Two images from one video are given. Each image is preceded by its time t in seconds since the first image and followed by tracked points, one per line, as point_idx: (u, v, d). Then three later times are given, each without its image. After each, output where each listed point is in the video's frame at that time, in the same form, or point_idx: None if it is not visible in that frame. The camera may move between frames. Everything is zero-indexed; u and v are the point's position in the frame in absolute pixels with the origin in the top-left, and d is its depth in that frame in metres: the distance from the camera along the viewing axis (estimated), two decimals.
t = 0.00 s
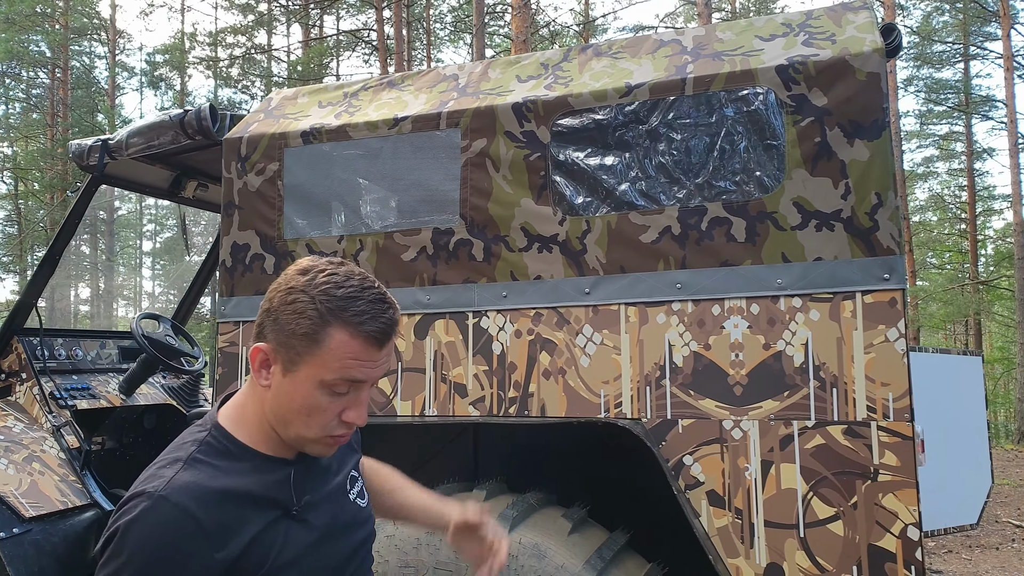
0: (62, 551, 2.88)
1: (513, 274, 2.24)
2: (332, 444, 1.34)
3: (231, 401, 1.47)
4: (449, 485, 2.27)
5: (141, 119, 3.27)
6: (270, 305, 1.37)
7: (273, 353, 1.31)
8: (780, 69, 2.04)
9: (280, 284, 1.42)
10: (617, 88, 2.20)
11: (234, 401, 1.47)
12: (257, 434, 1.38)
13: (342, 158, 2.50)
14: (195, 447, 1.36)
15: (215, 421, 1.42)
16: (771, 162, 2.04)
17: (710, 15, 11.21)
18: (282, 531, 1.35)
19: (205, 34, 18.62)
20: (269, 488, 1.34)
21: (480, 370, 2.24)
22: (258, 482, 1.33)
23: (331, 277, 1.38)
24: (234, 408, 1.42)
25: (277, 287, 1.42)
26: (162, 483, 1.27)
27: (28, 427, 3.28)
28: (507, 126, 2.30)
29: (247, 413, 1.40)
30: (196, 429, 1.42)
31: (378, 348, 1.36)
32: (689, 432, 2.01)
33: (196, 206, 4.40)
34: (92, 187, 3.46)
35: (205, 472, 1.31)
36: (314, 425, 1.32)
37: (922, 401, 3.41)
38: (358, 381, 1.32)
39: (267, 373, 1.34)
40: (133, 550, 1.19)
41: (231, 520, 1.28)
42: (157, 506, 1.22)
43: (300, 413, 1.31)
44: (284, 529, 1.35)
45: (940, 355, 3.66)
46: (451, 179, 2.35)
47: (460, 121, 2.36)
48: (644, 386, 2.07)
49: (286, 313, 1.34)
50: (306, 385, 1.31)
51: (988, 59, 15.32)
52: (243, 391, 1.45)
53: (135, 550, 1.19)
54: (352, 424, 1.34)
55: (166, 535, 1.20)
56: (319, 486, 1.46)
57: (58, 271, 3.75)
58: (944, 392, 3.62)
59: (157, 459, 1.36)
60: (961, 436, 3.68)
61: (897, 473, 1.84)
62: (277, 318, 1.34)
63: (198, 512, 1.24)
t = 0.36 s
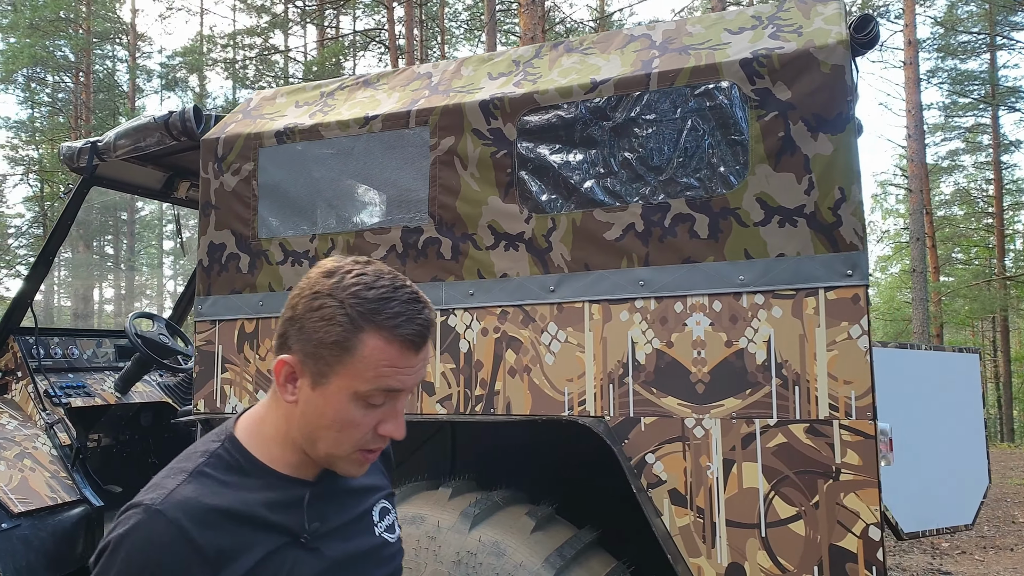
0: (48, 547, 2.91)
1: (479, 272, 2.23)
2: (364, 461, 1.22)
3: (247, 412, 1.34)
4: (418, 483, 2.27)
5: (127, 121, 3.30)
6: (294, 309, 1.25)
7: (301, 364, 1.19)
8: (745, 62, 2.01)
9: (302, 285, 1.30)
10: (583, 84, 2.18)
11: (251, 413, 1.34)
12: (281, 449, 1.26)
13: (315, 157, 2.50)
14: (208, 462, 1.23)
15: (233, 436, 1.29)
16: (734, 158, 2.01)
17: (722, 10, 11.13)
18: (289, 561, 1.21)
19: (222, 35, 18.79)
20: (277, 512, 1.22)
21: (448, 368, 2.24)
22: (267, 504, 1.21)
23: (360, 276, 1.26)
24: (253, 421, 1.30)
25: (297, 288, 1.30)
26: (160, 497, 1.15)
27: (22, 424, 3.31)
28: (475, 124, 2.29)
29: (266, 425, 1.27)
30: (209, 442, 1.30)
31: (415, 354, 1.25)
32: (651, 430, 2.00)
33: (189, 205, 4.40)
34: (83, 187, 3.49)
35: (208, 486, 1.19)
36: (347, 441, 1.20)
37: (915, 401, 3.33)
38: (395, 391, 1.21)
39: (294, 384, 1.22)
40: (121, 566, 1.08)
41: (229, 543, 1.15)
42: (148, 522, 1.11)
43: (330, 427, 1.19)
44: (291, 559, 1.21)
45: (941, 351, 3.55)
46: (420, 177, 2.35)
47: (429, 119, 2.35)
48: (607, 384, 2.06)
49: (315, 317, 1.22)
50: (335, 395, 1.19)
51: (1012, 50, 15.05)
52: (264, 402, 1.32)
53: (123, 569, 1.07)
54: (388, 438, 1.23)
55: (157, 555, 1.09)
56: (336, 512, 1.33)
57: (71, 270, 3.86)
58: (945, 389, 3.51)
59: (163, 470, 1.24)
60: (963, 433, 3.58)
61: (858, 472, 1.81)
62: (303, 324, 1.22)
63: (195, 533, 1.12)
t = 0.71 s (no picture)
0: (48, 543, 2.98)
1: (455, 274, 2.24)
2: (501, 461, 1.07)
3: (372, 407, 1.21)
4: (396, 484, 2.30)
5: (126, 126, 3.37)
6: (434, 295, 1.14)
7: (453, 346, 1.07)
8: (712, 62, 2.00)
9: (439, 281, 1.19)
10: (554, 86, 2.18)
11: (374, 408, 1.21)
12: (406, 440, 1.10)
13: (297, 161, 2.53)
14: (327, 441, 1.10)
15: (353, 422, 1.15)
16: (701, 158, 2.00)
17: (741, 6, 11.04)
18: (386, 559, 1.01)
19: (249, 40, 19.07)
20: (385, 505, 1.04)
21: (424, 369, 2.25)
22: (376, 495, 1.04)
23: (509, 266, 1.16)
24: (373, 412, 1.15)
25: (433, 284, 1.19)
26: (271, 467, 1.04)
27: (28, 423, 3.39)
28: (450, 127, 2.30)
29: (388, 414, 1.12)
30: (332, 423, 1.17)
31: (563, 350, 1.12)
32: (619, 431, 2.00)
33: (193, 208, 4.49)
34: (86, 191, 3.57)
35: (322, 464, 1.05)
36: (490, 436, 1.05)
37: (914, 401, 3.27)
38: (545, 387, 1.08)
39: (433, 366, 1.08)
40: (220, 532, 0.98)
41: (329, 527, 0.99)
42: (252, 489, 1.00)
43: (475, 418, 1.05)
44: (391, 559, 1.01)
45: (947, 352, 3.46)
46: (397, 179, 2.36)
47: (405, 122, 2.37)
48: (577, 385, 2.07)
49: (465, 301, 1.10)
50: (484, 382, 1.05)
51: None
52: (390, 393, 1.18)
53: (220, 531, 0.98)
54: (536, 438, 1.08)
55: (252, 522, 0.97)
56: (456, 520, 1.12)
57: (109, 273, 4.01)
58: (953, 390, 3.43)
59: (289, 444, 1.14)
60: (974, 435, 3.48)
61: (823, 474, 1.79)
62: (453, 304, 1.10)
63: (297, 509, 0.99)
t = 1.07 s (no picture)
0: (32, 535, 3.05)
1: (414, 270, 2.26)
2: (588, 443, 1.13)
3: (427, 412, 1.13)
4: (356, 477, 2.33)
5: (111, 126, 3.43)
6: (525, 301, 1.02)
7: (571, 360, 1.03)
8: (661, 58, 2.01)
9: (498, 269, 1.07)
10: (510, 83, 2.20)
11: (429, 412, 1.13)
12: (500, 449, 1.07)
13: (265, 159, 2.57)
14: (396, 458, 1.04)
15: (421, 434, 1.08)
16: (650, 154, 2.01)
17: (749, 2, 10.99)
18: None
19: (262, 41, 19.24)
20: (468, 521, 1.00)
21: (384, 364, 2.28)
22: (457, 512, 1.00)
23: (588, 249, 1.08)
24: (443, 421, 1.09)
25: (493, 277, 1.06)
26: (341, 493, 0.97)
27: (18, 418, 3.48)
28: (410, 124, 2.33)
29: (467, 426, 1.07)
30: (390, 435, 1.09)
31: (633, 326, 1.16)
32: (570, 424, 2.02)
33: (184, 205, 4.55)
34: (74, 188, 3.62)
35: (395, 485, 1.00)
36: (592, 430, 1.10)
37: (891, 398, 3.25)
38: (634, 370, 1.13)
39: (545, 381, 1.04)
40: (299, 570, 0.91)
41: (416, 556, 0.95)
42: (326, 521, 0.93)
43: (584, 418, 1.07)
44: None
45: (926, 347, 3.41)
46: (359, 176, 2.39)
47: (368, 120, 2.40)
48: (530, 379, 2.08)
49: (572, 306, 1.02)
50: (594, 389, 1.06)
51: None
52: (454, 398, 1.11)
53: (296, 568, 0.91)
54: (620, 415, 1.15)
55: (334, 557, 0.91)
56: (529, 512, 1.13)
57: (128, 272, 3.94)
58: (934, 386, 3.41)
59: (346, 461, 1.06)
60: (958, 432, 3.46)
61: (765, 467, 1.80)
62: (561, 315, 1.02)
63: (380, 539, 0.93)
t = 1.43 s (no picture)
0: (5, 526, 3.12)
1: (359, 266, 2.30)
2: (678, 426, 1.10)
3: (514, 429, 1.01)
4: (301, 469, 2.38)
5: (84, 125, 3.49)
6: (645, 289, 0.95)
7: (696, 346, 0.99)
8: (593, 58, 2.04)
9: (597, 257, 0.98)
10: (450, 82, 2.24)
11: (520, 426, 1.01)
12: (623, 451, 1.00)
13: (221, 157, 2.63)
14: (544, 485, 0.93)
15: (543, 452, 0.97)
16: (580, 153, 2.05)
17: None
18: None
19: (270, 36, 19.35)
20: (612, 547, 0.94)
21: (329, 359, 2.32)
22: (605, 541, 0.93)
23: (674, 224, 1.04)
24: (552, 434, 0.98)
25: (596, 269, 0.96)
26: (530, 548, 0.86)
27: None
28: (356, 123, 2.37)
29: (588, 436, 0.98)
30: (505, 459, 0.96)
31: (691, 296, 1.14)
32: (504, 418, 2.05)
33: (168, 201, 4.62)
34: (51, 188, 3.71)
35: (562, 521, 0.90)
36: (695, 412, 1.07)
37: (856, 392, 3.22)
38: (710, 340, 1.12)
39: (679, 374, 0.98)
40: None
41: None
42: None
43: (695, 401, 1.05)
44: None
45: (894, 340, 3.39)
46: (308, 174, 2.44)
47: (317, 119, 2.45)
48: (467, 373, 2.11)
49: (692, 285, 0.98)
50: (700, 372, 1.04)
51: None
52: (553, 406, 1.00)
53: None
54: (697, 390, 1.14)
55: None
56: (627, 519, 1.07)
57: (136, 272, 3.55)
58: (900, 380, 3.39)
59: (474, 503, 0.93)
60: (922, 425, 3.45)
61: (684, 460, 1.84)
62: (686, 300, 0.97)
63: None
